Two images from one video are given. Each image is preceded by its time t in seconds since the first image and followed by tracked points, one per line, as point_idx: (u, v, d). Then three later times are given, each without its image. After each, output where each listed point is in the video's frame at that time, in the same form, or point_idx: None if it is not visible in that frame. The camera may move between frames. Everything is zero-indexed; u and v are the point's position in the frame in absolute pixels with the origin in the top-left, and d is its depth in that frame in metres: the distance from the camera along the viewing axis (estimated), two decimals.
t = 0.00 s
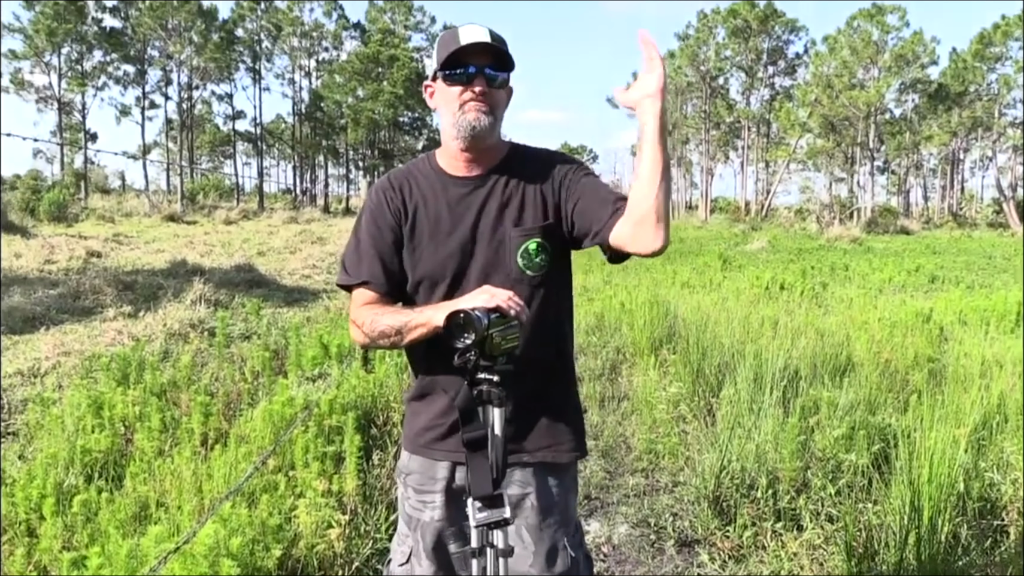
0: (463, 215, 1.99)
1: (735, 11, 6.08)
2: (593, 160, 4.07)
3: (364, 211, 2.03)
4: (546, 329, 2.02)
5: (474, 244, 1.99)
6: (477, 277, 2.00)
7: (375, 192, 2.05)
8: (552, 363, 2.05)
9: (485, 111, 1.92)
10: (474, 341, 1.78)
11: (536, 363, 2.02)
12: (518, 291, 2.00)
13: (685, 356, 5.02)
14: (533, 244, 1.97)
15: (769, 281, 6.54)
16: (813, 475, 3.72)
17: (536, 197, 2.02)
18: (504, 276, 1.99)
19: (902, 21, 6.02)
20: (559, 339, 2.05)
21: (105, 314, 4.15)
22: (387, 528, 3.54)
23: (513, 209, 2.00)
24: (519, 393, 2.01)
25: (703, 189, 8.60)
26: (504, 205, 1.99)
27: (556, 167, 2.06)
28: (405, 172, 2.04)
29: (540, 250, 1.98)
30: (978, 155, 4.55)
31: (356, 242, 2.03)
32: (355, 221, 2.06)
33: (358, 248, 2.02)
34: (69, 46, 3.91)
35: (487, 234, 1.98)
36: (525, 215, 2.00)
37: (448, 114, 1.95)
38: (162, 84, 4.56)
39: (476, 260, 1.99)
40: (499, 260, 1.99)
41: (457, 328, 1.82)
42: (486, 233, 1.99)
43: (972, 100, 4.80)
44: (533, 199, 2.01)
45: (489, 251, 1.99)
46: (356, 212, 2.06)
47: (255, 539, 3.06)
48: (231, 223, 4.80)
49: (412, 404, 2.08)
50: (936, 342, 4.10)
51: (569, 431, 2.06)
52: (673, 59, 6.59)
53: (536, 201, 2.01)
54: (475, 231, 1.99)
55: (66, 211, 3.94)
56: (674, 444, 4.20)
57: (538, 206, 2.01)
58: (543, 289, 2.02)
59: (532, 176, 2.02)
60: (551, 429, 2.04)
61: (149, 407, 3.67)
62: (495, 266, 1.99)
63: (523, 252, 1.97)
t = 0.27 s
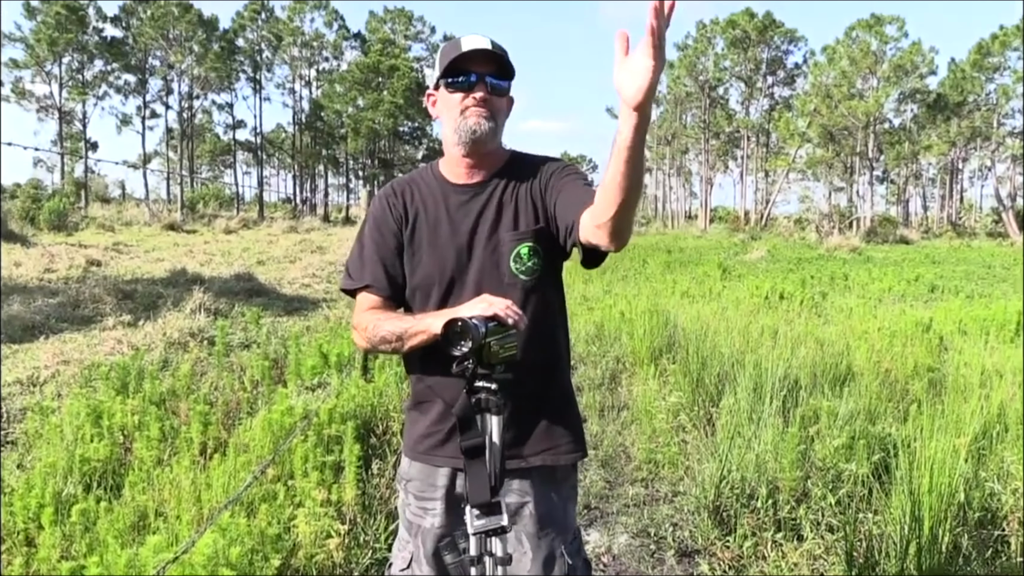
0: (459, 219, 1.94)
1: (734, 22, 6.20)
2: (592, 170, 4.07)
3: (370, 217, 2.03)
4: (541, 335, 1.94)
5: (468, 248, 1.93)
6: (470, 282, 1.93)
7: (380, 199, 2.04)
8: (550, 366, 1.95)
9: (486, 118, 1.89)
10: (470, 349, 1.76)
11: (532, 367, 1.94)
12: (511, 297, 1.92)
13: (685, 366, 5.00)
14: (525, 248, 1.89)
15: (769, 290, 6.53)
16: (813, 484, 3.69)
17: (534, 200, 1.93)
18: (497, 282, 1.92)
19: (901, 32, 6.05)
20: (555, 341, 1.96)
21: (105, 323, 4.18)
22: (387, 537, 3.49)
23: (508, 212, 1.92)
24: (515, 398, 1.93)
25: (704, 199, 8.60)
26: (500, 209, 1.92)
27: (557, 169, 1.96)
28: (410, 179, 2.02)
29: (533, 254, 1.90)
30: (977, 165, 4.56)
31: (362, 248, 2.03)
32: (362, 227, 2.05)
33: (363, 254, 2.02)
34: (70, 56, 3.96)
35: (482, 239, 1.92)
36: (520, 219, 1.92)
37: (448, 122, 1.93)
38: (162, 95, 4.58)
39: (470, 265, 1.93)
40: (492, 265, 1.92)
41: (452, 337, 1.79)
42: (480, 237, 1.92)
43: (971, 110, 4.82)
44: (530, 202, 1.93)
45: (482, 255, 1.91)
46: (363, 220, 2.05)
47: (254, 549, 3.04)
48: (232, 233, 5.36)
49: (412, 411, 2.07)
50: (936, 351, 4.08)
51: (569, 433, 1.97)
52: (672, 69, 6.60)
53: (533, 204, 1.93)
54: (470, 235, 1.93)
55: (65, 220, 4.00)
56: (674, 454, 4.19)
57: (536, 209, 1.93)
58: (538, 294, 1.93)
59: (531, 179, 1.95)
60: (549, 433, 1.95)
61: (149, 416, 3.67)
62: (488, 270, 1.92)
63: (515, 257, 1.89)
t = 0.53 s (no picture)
0: (460, 224, 1.92)
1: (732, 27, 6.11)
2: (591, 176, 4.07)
3: (375, 223, 2.03)
4: (537, 340, 1.91)
5: (467, 252, 1.91)
6: (469, 286, 1.91)
7: (386, 205, 2.04)
8: (547, 370, 1.93)
9: (485, 125, 1.88)
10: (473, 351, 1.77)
11: (528, 371, 1.91)
12: (508, 301, 1.89)
13: (684, 373, 4.98)
14: (522, 252, 1.86)
15: (767, 297, 6.52)
16: (812, 491, 3.66)
17: (533, 204, 1.91)
18: (496, 286, 1.90)
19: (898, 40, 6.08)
20: (552, 344, 1.93)
21: (101, 329, 4.28)
22: (386, 545, 3.44)
23: (509, 217, 1.90)
24: (511, 404, 1.90)
25: (703, 207, 8.60)
26: (499, 213, 1.90)
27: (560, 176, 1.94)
28: (415, 185, 2.02)
29: (530, 258, 1.87)
30: (974, 171, 4.57)
31: (366, 254, 2.03)
32: (368, 232, 2.06)
33: (367, 259, 2.03)
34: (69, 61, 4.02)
35: (480, 242, 1.90)
36: (520, 223, 1.89)
37: (448, 128, 1.92)
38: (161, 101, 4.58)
39: (468, 269, 1.91)
40: (491, 270, 1.90)
41: (456, 341, 1.80)
42: (480, 242, 1.90)
43: (969, 116, 4.84)
44: (529, 206, 1.90)
45: (480, 259, 1.90)
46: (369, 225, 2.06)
47: (253, 556, 3.02)
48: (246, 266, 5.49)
49: (409, 418, 2.05)
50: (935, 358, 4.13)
51: (566, 437, 1.94)
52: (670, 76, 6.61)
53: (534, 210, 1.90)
54: (468, 239, 1.91)
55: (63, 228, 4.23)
56: (673, 460, 4.16)
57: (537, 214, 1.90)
58: (535, 298, 1.90)
59: (533, 185, 1.92)
60: (547, 435, 1.92)
61: (147, 423, 3.65)
62: (488, 274, 1.90)
63: (512, 261, 1.87)
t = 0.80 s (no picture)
0: (459, 229, 1.92)
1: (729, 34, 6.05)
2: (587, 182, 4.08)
3: (373, 229, 2.03)
4: (536, 345, 1.91)
5: (466, 256, 1.91)
6: (469, 289, 1.91)
7: (384, 211, 2.03)
8: (546, 374, 1.93)
9: (487, 133, 1.88)
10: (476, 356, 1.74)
11: (527, 376, 1.91)
12: (507, 304, 1.90)
13: (680, 378, 4.96)
14: (521, 255, 1.87)
15: (763, 303, 6.52)
16: (808, 496, 3.61)
17: (532, 207, 1.91)
18: (495, 289, 1.90)
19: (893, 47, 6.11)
20: (551, 349, 1.94)
21: (98, 335, 4.19)
22: (381, 550, 3.49)
23: (508, 222, 1.90)
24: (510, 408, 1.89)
25: (699, 213, 8.60)
26: (498, 217, 1.91)
27: (558, 181, 1.95)
28: (413, 191, 2.02)
29: (530, 261, 1.88)
30: (969, 177, 4.60)
31: (365, 259, 2.02)
32: (366, 238, 2.05)
33: (365, 264, 2.02)
34: (65, 67, 3.98)
35: (480, 246, 1.90)
36: (519, 227, 1.89)
37: (451, 134, 1.91)
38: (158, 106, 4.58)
39: (468, 272, 1.91)
40: (491, 273, 1.90)
41: (460, 346, 1.78)
42: (480, 246, 1.91)
43: (964, 122, 4.87)
44: (528, 210, 1.91)
45: (480, 263, 1.90)
46: (368, 231, 2.05)
47: (248, 562, 3.02)
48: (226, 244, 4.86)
49: (406, 423, 2.04)
50: (931, 363, 4.16)
51: (564, 442, 1.94)
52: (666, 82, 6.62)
53: (533, 214, 1.91)
54: (468, 243, 1.91)
55: (60, 232, 3.96)
56: (669, 466, 4.14)
57: (537, 217, 1.91)
58: (534, 301, 1.91)
59: (531, 190, 1.93)
60: (544, 441, 1.92)
61: (143, 428, 3.63)
62: (489, 278, 1.90)
63: (511, 263, 1.88)
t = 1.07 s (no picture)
0: (457, 233, 1.92)
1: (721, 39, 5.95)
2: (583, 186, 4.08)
3: (370, 234, 2.01)
4: (534, 350, 1.90)
5: (465, 261, 1.91)
6: (467, 294, 1.91)
7: (380, 216, 2.02)
8: (544, 379, 1.92)
9: (486, 137, 1.88)
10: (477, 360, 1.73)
11: (525, 381, 1.91)
12: (505, 308, 1.89)
13: (676, 383, 4.95)
14: (519, 259, 1.87)
15: (758, 307, 6.52)
16: (804, 501, 3.57)
17: (530, 212, 1.91)
18: (494, 294, 1.89)
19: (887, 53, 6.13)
20: (550, 354, 1.94)
21: (93, 339, 4.17)
22: (376, 555, 3.46)
23: (506, 226, 1.90)
24: (509, 412, 1.87)
25: (693, 218, 8.61)
26: (496, 221, 1.90)
27: (554, 186, 1.95)
28: (409, 197, 2.01)
29: (528, 266, 1.87)
30: (963, 181, 4.61)
31: (361, 265, 2.01)
32: (363, 243, 2.03)
33: (362, 270, 2.00)
34: (60, 72, 3.98)
35: (478, 251, 1.90)
36: (517, 231, 1.89)
37: (449, 140, 1.91)
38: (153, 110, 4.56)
39: (467, 277, 1.90)
40: (490, 277, 1.89)
41: (461, 350, 1.76)
42: (479, 250, 1.90)
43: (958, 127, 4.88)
44: (526, 214, 1.90)
45: (478, 267, 1.89)
46: (363, 237, 2.04)
47: (242, 568, 3.04)
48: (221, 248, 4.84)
49: (402, 428, 2.02)
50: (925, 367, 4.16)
51: (562, 447, 1.93)
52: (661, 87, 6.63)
53: (531, 218, 1.90)
54: (466, 247, 1.90)
55: (54, 237, 4.02)
56: (665, 470, 4.11)
57: (535, 221, 1.90)
58: (533, 305, 1.90)
59: (528, 194, 1.93)
60: (541, 447, 1.91)
61: (137, 433, 3.59)
62: (487, 283, 1.89)
63: (509, 268, 1.87)
